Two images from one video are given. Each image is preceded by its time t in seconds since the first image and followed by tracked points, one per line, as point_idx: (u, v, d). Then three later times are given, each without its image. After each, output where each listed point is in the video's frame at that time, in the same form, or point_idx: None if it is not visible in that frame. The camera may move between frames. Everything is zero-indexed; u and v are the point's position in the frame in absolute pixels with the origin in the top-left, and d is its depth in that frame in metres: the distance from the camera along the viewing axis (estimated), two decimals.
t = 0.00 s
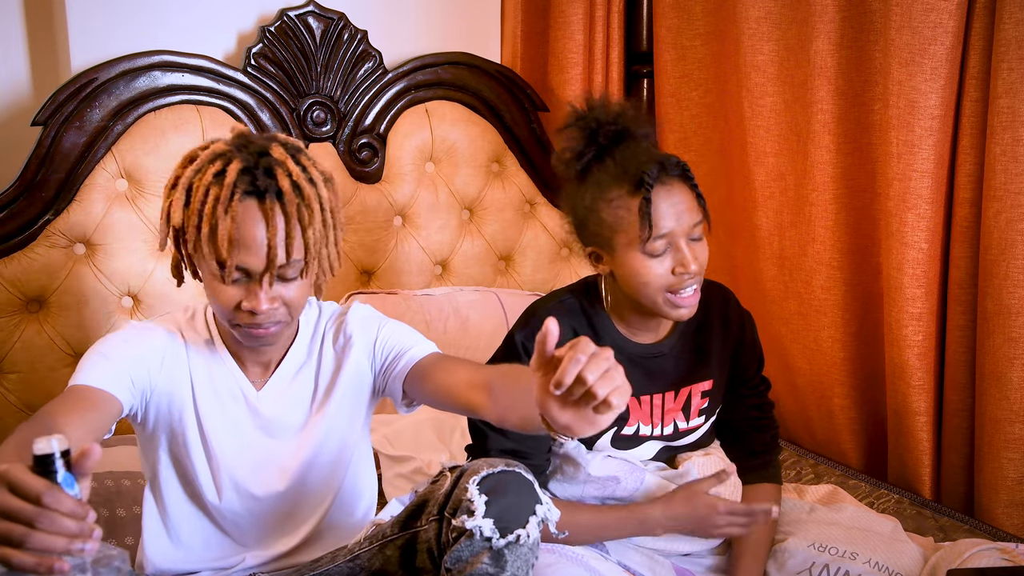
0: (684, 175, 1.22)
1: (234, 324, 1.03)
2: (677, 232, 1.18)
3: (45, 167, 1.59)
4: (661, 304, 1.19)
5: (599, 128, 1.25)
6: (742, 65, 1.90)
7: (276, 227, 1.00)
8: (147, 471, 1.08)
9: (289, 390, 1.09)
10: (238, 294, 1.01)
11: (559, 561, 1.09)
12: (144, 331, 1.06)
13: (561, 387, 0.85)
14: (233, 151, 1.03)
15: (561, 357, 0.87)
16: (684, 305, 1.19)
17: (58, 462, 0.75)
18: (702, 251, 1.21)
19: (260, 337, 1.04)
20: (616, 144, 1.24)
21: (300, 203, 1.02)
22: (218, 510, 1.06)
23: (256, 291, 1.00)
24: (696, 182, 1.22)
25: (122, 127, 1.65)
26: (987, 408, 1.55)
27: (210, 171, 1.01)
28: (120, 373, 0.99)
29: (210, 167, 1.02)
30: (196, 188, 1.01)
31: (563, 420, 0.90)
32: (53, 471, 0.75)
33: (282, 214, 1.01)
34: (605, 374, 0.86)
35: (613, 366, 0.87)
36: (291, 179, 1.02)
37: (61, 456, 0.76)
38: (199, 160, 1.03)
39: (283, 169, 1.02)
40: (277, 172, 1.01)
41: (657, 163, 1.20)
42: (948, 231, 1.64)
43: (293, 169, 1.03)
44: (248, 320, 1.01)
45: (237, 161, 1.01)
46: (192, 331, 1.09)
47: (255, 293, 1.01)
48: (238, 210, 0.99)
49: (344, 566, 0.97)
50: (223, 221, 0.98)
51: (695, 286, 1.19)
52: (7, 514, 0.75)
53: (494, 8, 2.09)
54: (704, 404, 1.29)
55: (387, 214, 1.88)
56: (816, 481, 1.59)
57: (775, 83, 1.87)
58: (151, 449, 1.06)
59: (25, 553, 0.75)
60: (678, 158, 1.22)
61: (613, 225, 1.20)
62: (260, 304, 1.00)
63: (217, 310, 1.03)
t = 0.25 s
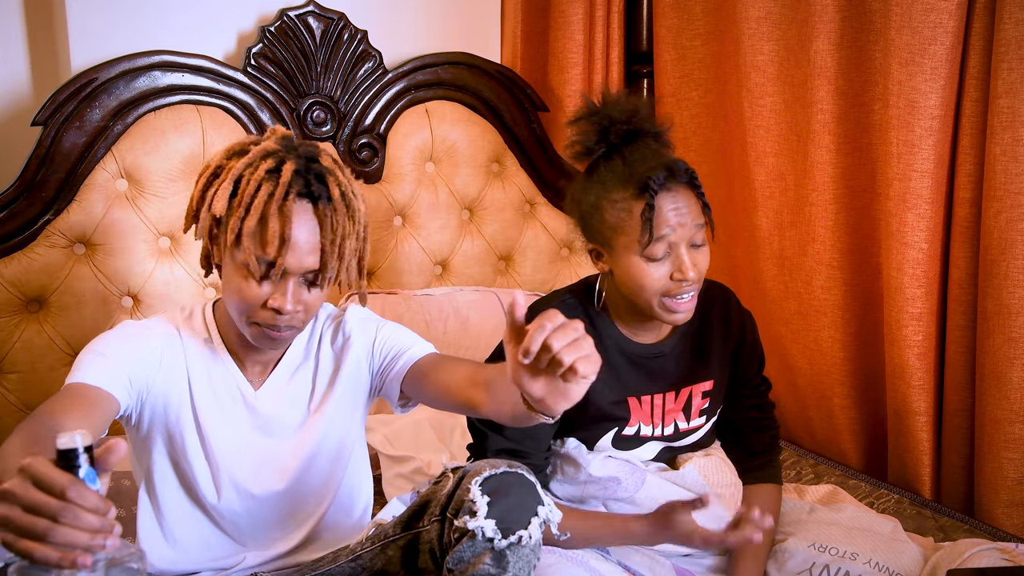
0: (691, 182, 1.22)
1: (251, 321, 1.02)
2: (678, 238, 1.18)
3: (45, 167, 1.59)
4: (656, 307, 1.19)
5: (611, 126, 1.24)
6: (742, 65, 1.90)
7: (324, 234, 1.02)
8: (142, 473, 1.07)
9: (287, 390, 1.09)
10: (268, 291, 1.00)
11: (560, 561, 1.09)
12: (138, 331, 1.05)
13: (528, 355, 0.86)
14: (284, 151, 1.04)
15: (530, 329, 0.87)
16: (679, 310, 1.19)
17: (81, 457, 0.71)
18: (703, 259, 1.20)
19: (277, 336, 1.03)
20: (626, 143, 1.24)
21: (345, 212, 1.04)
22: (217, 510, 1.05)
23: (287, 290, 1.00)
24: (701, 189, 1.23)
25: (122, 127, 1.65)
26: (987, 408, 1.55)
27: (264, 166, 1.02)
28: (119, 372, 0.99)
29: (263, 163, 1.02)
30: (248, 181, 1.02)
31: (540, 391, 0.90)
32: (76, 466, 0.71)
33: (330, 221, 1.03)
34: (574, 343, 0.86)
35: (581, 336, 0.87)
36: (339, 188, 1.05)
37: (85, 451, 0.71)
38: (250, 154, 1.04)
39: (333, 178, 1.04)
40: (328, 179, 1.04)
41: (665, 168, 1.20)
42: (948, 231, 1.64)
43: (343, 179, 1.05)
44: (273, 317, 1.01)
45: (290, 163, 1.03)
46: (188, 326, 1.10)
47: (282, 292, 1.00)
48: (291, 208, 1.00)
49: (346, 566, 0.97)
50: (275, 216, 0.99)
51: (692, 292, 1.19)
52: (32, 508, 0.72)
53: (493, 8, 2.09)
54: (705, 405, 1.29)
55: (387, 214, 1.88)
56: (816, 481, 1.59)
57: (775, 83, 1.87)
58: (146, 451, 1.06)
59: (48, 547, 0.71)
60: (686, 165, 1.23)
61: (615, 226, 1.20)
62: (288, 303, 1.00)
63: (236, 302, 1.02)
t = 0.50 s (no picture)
0: (692, 182, 1.22)
1: (258, 315, 1.02)
2: (678, 238, 1.18)
3: (45, 167, 1.59)
4: (659, 308, 1.19)
5: (612, 127, 1.24)
6: (742, 65, 1.90)
7: (333, 227, 1.02)
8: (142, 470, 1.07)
9: (289, 387, 1.09)
10: (277, 283, 1.00)
11: (560, 561, 1.09)
12: (138, 327, 1.05)
13: (495, 340, 0.87)
14: (294, 145, 1.04)
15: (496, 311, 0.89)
16: (682, 312, 1.19)
17: (97, 453, 0.71)
18: (704, 258, 1.20)
19: (285, 330, 1.03)
20: (627, 145, 1.24)
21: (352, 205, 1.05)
22: (219, 508, 1.05)
23: (296, 282, 1.00)
24: (702, 189, 1.23)
25: (122, 127, 1.65)
26: (987, 408, 1.55)
27: (272, 159, 1.02)
28: (122, 368, 0.99)
29: (272, 157, 1.02)
30: (257, 174, 1.02)
31: (513, 371, 0.91)
32: (92, 462, 0.71)
33: (338, 213, 1.03)
34: (540, 326, 0.88)
35: (549, 319, 0.88)
36: (346, 180, 1.05)
37: (101, 448, 0.72)
38: (257, 148, 1.04)
39: (340, 170, 1.05)
40: (336, 172, 1.04)
41: (665, 168, 1.20)
42: (948, 231, 1.64)
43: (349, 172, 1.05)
44: (281, 310, 1.00)
45: (298, 155, 1.03)
46: (192, 317, 1.11)
47: (291, 284, 1.00)
48: (301, 200, 1.00)
49: (351, 565, 0.97)
50: (285, 209, 0.99)
51: (693, 292, 1.19)
52: (47, 504, 0.70)
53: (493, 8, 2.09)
54: (704, 405, 1.30)
55: (387, 214, 1.88)
56: (816, 481, 1.59)
57: (775, 83, 1.87)
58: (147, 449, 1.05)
59: (64, 544, 0.70)
60: (687, 165, 1.23)
61: (615, 227, 1.21)
62: (296, 296, 1.00)
63: (244, 295, 1.01)
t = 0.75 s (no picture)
0: (694, 181, 1.22)
1: (252, 326, 1.03)
2: (680, 237, 1.19)
3: (45, 167, 1.59)
4: (662, 307, 1.19)
5: (613, 128, 1.24)
6: (742, 65, 1.90)
7: (305, 236, 1.01)
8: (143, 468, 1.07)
9: (293, 388, 1.10)
10: (260, 299, 1.00)
11: (560, 561, 1.09)
12: (146, 327, 1.06)
13: (499, 370, 0.87)
14: (262, 158, 1.04)
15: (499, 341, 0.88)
16: (686, 310, 1.19)
17: (114, 446, 0.71)
18: (706, 258, 1.20)
19: (279, 339, 1.03)
20: (629, 145, 1.24)
21: (325, 212, 1.03)
22: (220, 508, 1.05)
23: (278, 297, 1.00)
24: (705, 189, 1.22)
25: (122, 127, 1.65)
26: (986, 408, 1.55)
27: (239, 177, 1.01)
28: (127, 369, 0.99)
29: (239, 173, 1.02)
30: (226, 193, 1.02)
31: (517, 399, 0.90)
32: (109, 455, 0.70)
33: (310, 223, 1.01)
34: (544, 355, 0.87)
35: (552, 348, 0.87)
36: (317, 187, 1.03)
37: (118, 441, 0.71)
38: (226, 166, 1.04)
39: (309, 178, 1.03)
40: (305, 181, 1.02)
41: (666, 168, 1.20)
42: (948, 231, 1.64)
43: (320, 178, 1.04)
44: (269, 325, 1.01)
45: (265, 169, 1.02)
46: (196, 327, 1.10)
47: (274, 299, 1.00)
48: (269, 216, 0.99)
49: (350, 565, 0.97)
50: (252, 228, 0.98)
51: (696, 292, 1.19)
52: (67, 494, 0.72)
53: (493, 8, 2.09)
54: (705, 409, 1.29)
55: (387, 214, 1.88)
56: (816, 481, 1.59)
57: (775, 83, 1.87)
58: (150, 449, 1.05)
59: (86, 532, 0.72)
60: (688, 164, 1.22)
61: (618, 227, 1.20)
62: (280, 310, 1.00)
63: (235, 310, 1.02)
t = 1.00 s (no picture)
0: (693, 173, 1.22)
1: (235, 327, 1.03)
2: (679, 228, 1.19)
3: (45, 167, 1.59)
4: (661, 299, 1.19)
5: (614, 122, 1.24)
6: (742, 65, 1.90)
7: (279, 235, 1.00)
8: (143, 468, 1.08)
9: (292, 389, 1.09)
10: (240, 300, 1.01)
11: (559, 561, 1.09)
12: (144, 328, 1.06)
13: (526, 384, 0.87)
14: (236, 159, 1.04)
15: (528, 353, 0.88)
16: (684, 298, 1.18)
17: (126, 429, 0.73)
18: (704, 251, 1.20)
19: (260, 341, 1.04)
20: (630, 137, 1.24)
21: (300, 210, 1.02)
22: (218, 508, 1.06)
23: (257, 299, 1.00)
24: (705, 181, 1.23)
25: (122, 127, 1.65)
26: (986, 408, 1.55)
27: (211, 179, 1.02)
28: (121, 370, 0.99)
29: (212, 175, 1.02)
30: (199, 195, 1.02)
31: (541, 411, 0.91)
32: (120, 437, 0.73)
33: (283, 222, 1.01)
34: (571, 368, 0.87)
35: (579, 360, 0.88)
36: (291, 186, 1.03)
37: (128, 423, 0.73)
38: (200, 167, 1.04)
39: (282, 176, 1.02)
40: (277, 180, 1.02)
41: (666, 158, 1.20)
42: (948, 231, 1.64)
43: (294, 176, 1.03)
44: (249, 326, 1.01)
45: (238, 170, 1.02)
46: (194, 328, 1.10)
47: (253, 300, 1.00)
48: (239, 217, 0.99)
49: (346, 565, 0.97)
50: (223, 229, 0.99)
51: (695, 282, 1.18)
52: (83, 477, 0.73)
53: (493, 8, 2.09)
54: (704, 407, 1.29)
55: (387, 214, 1.88)
56: (816, 481, 1.59)
57: (775, 83, 1.87)
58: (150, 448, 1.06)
59: (103, 512, 0.73)
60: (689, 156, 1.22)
61: (617, 218, 1.21)
62: (259, 312, 1.00)
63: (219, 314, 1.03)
